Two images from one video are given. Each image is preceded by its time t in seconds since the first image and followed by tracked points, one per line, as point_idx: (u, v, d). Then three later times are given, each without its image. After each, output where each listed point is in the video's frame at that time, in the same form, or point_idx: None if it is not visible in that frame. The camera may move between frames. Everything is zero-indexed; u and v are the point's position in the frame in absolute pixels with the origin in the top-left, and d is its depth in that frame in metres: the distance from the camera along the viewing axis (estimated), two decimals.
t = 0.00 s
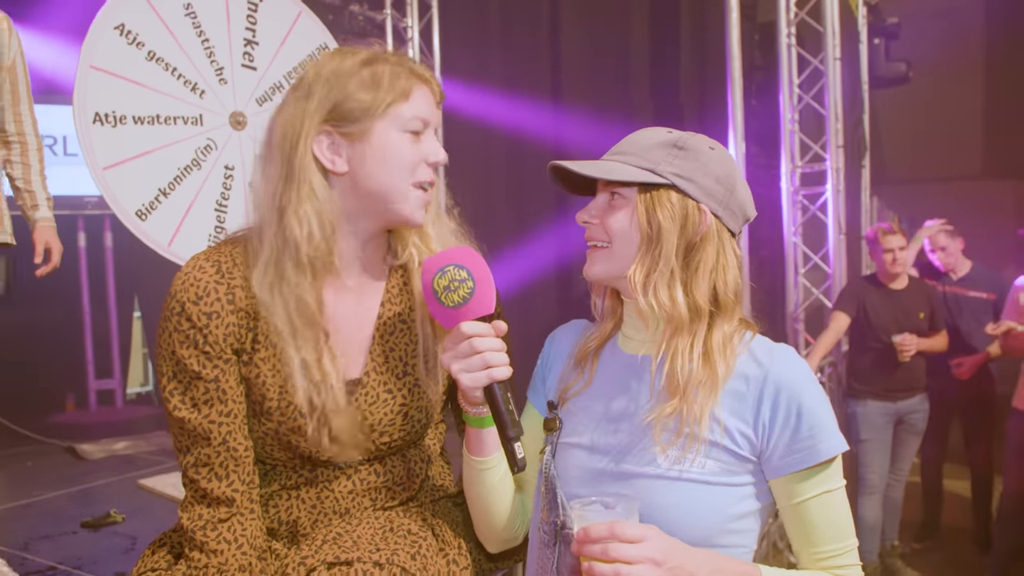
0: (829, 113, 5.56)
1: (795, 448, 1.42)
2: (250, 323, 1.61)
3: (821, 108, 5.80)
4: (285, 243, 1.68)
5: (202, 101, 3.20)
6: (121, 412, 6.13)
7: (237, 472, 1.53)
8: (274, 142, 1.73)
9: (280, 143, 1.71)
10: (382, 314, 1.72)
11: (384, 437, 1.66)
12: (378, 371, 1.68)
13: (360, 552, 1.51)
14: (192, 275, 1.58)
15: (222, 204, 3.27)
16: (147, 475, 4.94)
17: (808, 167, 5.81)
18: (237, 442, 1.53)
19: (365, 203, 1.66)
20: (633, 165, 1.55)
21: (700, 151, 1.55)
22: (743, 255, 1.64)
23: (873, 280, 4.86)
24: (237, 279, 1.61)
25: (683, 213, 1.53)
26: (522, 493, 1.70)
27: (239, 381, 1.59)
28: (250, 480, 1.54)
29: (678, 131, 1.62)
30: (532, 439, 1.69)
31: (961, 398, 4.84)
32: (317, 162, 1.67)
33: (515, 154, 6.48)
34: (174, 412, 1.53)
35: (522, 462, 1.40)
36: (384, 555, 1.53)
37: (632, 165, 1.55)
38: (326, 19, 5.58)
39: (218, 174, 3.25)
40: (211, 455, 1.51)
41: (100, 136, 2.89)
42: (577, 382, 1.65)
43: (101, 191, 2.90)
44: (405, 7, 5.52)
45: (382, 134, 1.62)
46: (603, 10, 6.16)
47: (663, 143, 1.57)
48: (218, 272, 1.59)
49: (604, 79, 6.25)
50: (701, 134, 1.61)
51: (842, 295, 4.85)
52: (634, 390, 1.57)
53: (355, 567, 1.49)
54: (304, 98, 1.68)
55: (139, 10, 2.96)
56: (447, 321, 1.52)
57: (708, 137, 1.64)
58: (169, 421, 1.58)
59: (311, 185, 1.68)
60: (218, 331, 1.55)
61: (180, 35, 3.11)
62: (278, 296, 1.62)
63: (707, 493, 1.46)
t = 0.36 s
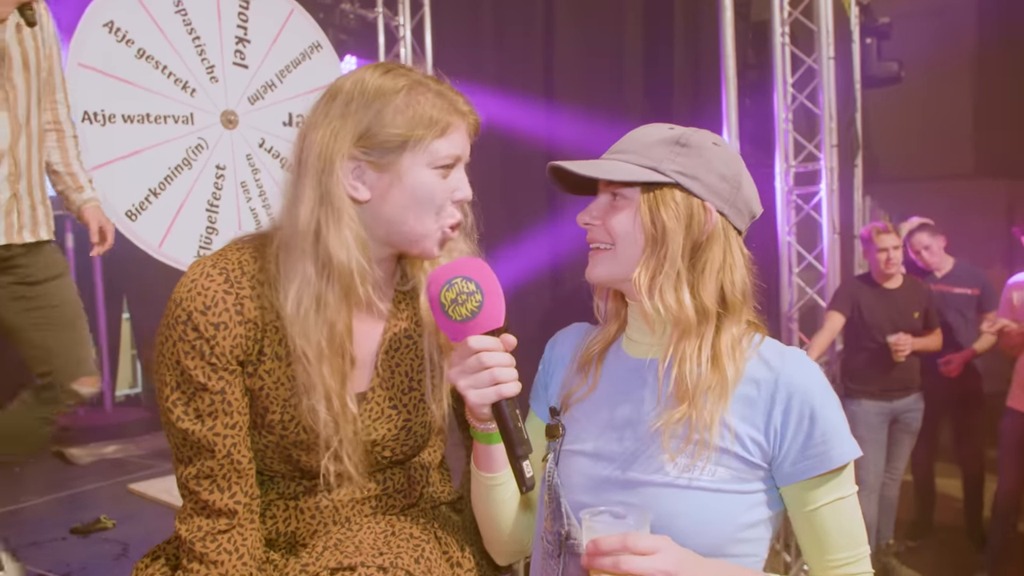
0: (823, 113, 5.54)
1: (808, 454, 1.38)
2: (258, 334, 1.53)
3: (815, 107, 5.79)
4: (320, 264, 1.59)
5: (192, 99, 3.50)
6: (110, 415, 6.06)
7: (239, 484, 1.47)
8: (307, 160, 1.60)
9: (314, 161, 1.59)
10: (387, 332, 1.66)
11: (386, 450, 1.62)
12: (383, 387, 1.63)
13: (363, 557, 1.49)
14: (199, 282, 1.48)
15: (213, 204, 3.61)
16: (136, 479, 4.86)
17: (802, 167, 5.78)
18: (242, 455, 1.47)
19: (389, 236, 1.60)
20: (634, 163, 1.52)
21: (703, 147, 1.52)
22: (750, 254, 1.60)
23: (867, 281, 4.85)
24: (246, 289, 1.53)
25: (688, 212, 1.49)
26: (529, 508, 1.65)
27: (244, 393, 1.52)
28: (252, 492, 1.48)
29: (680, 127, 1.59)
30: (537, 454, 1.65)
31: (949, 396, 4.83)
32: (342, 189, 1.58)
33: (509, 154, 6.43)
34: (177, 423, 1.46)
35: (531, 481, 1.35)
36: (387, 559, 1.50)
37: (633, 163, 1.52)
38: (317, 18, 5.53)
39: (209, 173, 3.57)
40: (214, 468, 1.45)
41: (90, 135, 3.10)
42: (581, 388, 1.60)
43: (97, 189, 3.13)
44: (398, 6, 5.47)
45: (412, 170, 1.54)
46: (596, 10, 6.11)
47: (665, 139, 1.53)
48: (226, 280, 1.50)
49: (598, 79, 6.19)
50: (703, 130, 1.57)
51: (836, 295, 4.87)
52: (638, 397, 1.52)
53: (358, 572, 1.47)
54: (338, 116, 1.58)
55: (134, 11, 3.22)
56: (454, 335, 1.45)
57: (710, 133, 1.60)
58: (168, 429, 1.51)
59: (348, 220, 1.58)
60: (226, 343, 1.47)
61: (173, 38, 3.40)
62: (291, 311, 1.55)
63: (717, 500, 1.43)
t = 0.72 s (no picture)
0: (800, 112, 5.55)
1: (802, 460, 1.36)
2: (243, 338, 1.48)
3: (791, 107, 5.80)
4: (310, 263, 1.55)
5: (165, 98, 3.48)
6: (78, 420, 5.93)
7: (225, 492, 1.43)
8: (296, 158, 1.56)
9: (303, 159, 1.55)
10: (378, 335, 1.63)
11: (377, 457, 1.57)
12: (375, 394, 1.59)
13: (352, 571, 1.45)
14: (182, 283, 1.44)
15: (188, 204, 3.59)
16: (104, 485, 4.73)
17: (779, 165, 5.79)
18: (227, 463, 1.43)
19: (381, 238, 1.56)
20: (619, 161, 1.49)
21: (690, 142, 1.48)
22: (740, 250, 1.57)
23: (844, 277, 4.87)
24: (231, 290, 1.48)
25: (676, 211, 1.47)
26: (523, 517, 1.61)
27: (229, 399, 1.47)
28: (238, 502, 1.44)
29: (666, 121, 1.55)
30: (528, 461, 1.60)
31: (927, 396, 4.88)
32: (335, 186, 1.54)
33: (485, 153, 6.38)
34: (160, 430, 1.42)
35: (524, 492, 1.32)
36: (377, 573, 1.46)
37: (618, 162, 1.49)
38: (292, 15, 5.47)
39: (184, 172, 3.57)
40: (199, 477, 1.41)
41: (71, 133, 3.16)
42: (571, 392, 1.57)
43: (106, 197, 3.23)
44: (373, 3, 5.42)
45: (406, 165, 1.51)
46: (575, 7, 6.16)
47: (651, 136, 1.50)
48: (211, 282, 1.45)
49: (574, 76, 6.24)
50: (689, 125, 1.54)
51: (814, 294, 4.84)
52: (629, 401, 1.49)
53: None
54: (329, 111, 1.54)
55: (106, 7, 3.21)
56: (445, 343, 1.42)
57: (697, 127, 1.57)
58: (150, 436, 1.46)
59: (339, 219, 1.54)
60: (210, 347, 1.42)
61: (145, 35, 3.38)
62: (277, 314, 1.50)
63: (711, 508, 1.40)
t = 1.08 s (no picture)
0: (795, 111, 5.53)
1: (823, 463, 1.33)
2: (245, 340, 1.44)
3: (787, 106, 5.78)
4: (307, 260, 1.50)
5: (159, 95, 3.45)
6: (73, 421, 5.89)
7: (228, 499, 1.39)
8: (293, 152, 1.51)
9: (303, 151, 1.49)
10: (383, 329, 1.59)
11: (382, 461, 1.54)
12: (380, 396, 1.54)
13: None
14: (183, 285, 1.40)
15: (183, 203, 3.54)
16: (98, 487, 4.68)
17: (775, 164, 5.78)
18: (230, 469, 1.39)
19: (382, 233, 1.52)
20: (633, 158, 1.47)
21: (706, 139, 1.47)
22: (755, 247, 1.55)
23: (838, 275, 4.86)
24: (232, 291, 1.44)
25: (693, 209, 1.45)
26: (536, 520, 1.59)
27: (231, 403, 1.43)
28: (241, 508, 1.40)
29: (679, 116, 1.53)
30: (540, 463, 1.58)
31: (927, 395, 4.76)
32: (331, 179, 1.49)
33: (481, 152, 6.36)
34: (160, 435, 1.38)
35: (538, 499, 1.34)
36: None
37: (631, 158, 1.47)
38: (285, 14, 5.45)
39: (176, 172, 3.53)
40: (201, 483, 1.37)
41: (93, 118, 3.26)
42: (586, 395, 1.53)
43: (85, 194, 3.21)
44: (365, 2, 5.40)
45: (405, 162, 1.46)
46: (568, 5, 6.13)
47: (666, 133, 1.48)
48: (212, 283, 1.41)
49: (568, 75, 6.20)
50: (703, 121, 1.53)
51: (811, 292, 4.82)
52: (645, 404, 1.46)
53: None
54: (327, 103, 1.48)
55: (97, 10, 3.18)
56: (461, 347, 1.43)
57: (711, 123, 1.55)
58: (150, 441, 1.42)
59: (339, 214, 1.49)
60: (212, 350, 1.38)
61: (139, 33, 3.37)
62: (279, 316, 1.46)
63: (731, 512, 1.38)
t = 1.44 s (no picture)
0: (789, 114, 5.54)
1: (838, 465, 1.40)
2: (243, 337, 1.41)
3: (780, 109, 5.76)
4: (303, 255, 1.47)
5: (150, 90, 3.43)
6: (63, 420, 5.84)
7: (227, 500, 1.36)
8: (282, 141, 1.49)
9: (291, 140, 1.47)
10: (382, 324, 1.57)
11: (384, 459, 1.51)
12: (380, 392, 1.51)
13: None
14: (178, 283, 1.37)
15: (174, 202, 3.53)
16: (90, 488, 4.63)
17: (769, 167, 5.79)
18: (228, 470, 1.36)
19: (372, 219, 1.49)
20: (653, 159, 1.53)
21: (725, 142, 1.54)
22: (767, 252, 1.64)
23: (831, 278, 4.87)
24: (229, 288, 1.41)
25: (712, 211, 1.51)
26: (543, 521, 1.62)
27: (228, 402, 1.40)
28: (239, 510, 1.38)
29: (697, 120, 1.60)
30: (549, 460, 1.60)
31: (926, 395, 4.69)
32: (324, 165, 1.47)
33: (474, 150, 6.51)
34: (156, 437, 1.35)
35: (550, 498, 1.36)
36: None
37: (651, 159, 1.53)
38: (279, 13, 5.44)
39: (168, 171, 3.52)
40: (198, 485, 1.34)
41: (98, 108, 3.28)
42: (597, 396, 1.58)
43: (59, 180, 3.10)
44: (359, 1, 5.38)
45: (395, 145, 1.44)
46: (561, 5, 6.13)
47: (685, 135, 1.54)
48: (208, 280, 1.39)
49: (562, 75, 6.20)
50: (721, 124, 1.59)
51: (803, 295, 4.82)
52: (661, 405, 1.51)
53: None
54: (315, 91, 1.47)
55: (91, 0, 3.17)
56: (471, 345, 1.41)
57: (727, 126, 1.62)
58: (146, 442, 1.39)
59: (329, 201, 1.47)
60: (209, 348, 1.35)
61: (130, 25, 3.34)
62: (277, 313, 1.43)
63: (749, 513, 1.43)
